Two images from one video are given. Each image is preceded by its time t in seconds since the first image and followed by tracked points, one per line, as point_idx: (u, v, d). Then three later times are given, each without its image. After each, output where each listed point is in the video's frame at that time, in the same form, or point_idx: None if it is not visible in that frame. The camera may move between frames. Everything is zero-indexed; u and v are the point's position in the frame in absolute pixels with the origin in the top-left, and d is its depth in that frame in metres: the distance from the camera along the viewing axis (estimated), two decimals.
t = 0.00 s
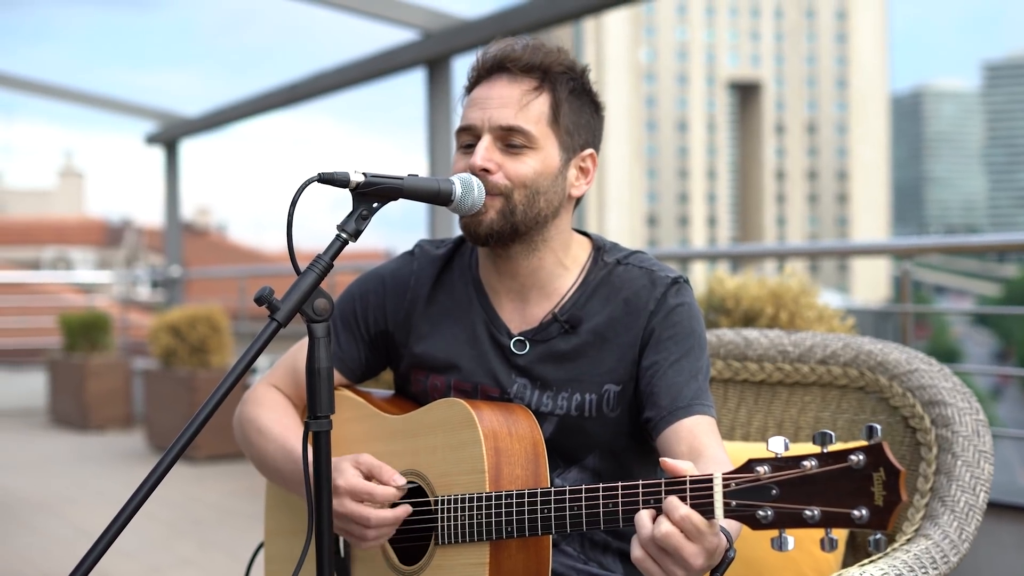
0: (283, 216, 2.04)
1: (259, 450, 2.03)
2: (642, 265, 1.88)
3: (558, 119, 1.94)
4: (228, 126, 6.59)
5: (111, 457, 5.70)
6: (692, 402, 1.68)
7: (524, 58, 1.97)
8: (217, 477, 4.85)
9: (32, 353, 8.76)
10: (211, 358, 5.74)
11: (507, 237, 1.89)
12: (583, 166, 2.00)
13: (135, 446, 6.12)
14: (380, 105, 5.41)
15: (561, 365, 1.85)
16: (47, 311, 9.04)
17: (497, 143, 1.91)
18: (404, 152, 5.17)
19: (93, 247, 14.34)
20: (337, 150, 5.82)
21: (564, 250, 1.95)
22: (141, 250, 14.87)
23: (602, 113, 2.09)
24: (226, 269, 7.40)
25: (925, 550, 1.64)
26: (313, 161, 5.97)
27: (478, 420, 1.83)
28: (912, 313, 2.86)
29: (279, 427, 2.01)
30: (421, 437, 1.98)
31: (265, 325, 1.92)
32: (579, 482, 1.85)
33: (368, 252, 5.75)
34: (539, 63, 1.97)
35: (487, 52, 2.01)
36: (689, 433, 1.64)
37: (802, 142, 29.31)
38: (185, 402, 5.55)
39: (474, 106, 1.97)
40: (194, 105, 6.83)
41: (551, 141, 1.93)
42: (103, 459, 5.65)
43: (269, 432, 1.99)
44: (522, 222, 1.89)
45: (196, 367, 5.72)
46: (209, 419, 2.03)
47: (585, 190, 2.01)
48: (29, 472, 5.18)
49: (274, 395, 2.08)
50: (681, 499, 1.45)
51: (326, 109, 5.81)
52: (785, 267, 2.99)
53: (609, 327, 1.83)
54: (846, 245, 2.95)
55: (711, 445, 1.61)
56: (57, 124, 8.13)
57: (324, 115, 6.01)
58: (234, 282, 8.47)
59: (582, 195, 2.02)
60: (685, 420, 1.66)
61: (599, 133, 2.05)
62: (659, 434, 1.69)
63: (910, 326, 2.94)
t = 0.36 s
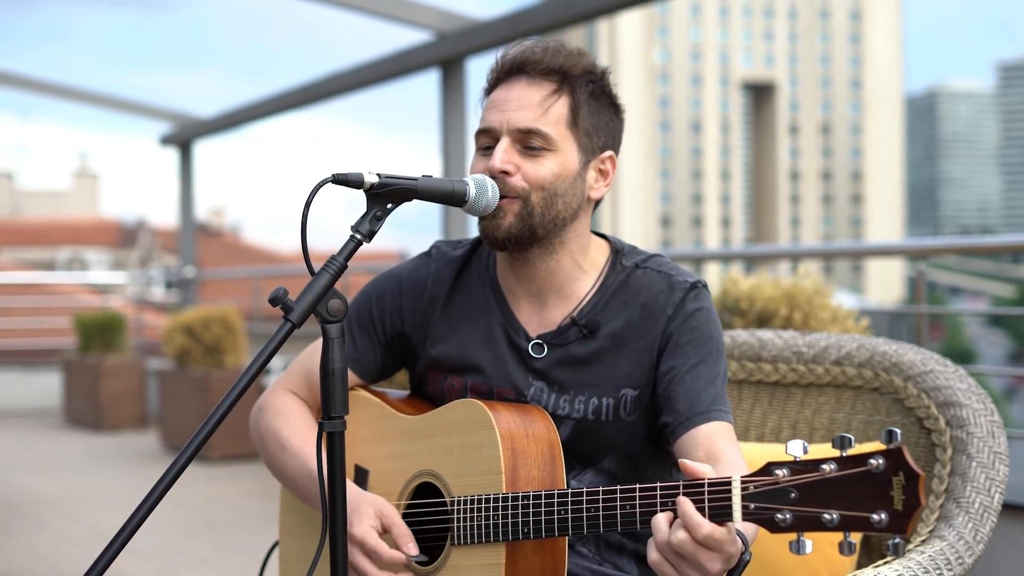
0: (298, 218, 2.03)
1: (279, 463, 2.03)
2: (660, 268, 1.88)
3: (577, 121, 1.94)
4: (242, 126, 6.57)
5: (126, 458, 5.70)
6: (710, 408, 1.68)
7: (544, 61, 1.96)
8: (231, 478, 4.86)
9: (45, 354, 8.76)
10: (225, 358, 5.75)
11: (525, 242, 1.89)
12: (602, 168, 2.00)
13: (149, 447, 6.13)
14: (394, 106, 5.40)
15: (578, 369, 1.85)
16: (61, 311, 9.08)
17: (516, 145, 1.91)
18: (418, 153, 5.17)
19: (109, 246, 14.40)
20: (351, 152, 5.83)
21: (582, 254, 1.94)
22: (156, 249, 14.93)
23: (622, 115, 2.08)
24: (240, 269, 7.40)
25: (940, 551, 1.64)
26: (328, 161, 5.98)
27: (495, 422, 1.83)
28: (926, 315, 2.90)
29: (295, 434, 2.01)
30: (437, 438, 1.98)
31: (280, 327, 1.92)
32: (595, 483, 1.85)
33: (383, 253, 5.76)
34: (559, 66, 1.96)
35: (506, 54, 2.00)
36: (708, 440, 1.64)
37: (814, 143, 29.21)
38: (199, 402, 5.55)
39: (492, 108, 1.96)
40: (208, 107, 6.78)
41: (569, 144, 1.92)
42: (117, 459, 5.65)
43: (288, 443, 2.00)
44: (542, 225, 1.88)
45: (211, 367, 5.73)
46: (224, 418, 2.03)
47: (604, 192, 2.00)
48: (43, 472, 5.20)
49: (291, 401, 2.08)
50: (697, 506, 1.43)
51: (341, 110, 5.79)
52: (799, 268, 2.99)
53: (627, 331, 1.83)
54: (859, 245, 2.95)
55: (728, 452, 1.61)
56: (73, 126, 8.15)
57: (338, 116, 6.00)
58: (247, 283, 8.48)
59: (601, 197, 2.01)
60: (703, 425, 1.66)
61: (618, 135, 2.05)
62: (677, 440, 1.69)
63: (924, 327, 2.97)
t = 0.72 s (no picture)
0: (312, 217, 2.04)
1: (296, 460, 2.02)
2: (678, 268, 1.87)
3: (596, 121, 1.93)
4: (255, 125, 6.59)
5: (140, 456, 5.71)
6: (726, 409, 1.68)
7: (567, 60, 1.95)
8: (244, 476, 4.87)
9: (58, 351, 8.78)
10: (238, 356, 5.76)
11: (540, 240, 1.90)
12: (621, 168, 1.99)
13: (163, 445, 6.13)
14: (406, 104, 5.41)
15: (595, 368, 1.85)
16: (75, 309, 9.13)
17: (533, 145, 1.91)
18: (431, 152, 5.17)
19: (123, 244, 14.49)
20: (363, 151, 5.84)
21: (600, 253, 1.95)
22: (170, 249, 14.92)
23: (643, 115, 2.07)
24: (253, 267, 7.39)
25: (954, 549, 1.63)
26: (341, 160, 5.99)
27: (511, 421, 1.83)
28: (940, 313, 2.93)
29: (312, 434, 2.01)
30: (452, 435, 1.98)
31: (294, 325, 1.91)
32: (609, 482, 1.85)
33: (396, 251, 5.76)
34: (580, 66, 1.96)
35: (527, 52, 2.00)
36: (722, 440, 1.64)
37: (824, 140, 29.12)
38: (212, 400, 5.56)
39: (511, 106, 1.97)
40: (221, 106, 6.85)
41: (587, 143, 1.92)
42: (130, 457, 5.66)
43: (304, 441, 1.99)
44: (557, 223, 1.88)
45: (224, 365, 5.73)
46: (236, 418, 2.04)
47: (623, 192, 2.00)
48: (55, 470, 5.22)
49: (307, 398, 2.08)
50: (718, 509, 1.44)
51: (354, 108, 5.81)
52: (812, 266, 2.99)
53: (644, 330, 1.83)
54: (872, 244, 2.93)
55: (743, 453, 1.61)
56: (88, 124, 8.17)
57: (351, 115, 6.01)
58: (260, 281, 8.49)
59: (619, 197, 2.01)
60: (719, 425, 1.66)
61: (638, 135, 2.04)
62: (693, 440, 1.69)
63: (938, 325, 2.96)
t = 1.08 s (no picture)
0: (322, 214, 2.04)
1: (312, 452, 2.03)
2: (701, 269, 1.87)
3: (609, 120, 1.91)
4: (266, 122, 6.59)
5: (151, 452, 5.72)
6: (745, 413, 1.68)
7: (584, 57, 1.93)
8: (256, 472, 4.87)
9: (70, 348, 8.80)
10: (250, 352, 5.76)
11: (553, 238, 1.90)
12: (639, 168, 1.95)
13: (174, 441, 6.14)
14: (416, 101, 5.40)
15: (613, 364, 1.85)
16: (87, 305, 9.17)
17: (544, 141, 1.90)
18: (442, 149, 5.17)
19: (135, 240, 14.55)
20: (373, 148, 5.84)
21: (620, 250, 1.94)
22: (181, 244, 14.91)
23: (667, 115, 2.04)
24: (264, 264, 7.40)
25: (966, 545, 1.63)
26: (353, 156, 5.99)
27: (528, 418, 1.83)
28: (951, 309, 3.13)
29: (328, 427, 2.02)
30: (469, 430, 1.98)
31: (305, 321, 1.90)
32: (625, 481, 1.84)
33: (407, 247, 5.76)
34: (597, 63, 1.94)
35: (548, 48, 1.99)
36: (741, 445, 1.65)
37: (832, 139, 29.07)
38: (224, 396, 5.56)
39: (528, 103, 1.96)
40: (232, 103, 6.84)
41: (599, 143, 1.90)
42: (142, 453, 5.68)
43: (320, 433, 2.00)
44: (566, 224, 1.88)
45: (235, 362, 5.74)
46: (250, 411, 2.03)
47: (639, 193, 1.95)
48: (67, 465, 5.23)
49: (323, 387, 2.09)
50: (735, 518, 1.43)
51: (364, 105, 5.81)
52: (824, 263, 3.01)
53: (664, 329, 1.82)
54: (884, 241, 2.95)
55: (761, 458, 1.61)
56: (100, 120, 8.20)
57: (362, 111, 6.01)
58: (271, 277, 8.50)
59: (636, 198, 1.97)
60: (739, 430, 1.67)
61: (659, 135, 2.01)
62: (710, 444, 1.70)
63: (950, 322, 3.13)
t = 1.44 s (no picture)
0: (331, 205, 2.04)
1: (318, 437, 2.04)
2: (714, 265, 1.86)
3: (626, 113, 1.91)
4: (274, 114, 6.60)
5: (158, 444, 5.73)
6: (757, 411, 1.67)
7: (599, 50, 1.93)
8: (264, 464, 4.88)
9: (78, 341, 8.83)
10: (258, 345, 5.77)
11: (567, 232, 1.89)
12: (654, 161, 1.95)
13: (182, 433, 6.15)
14: (424, 94, 5.40)
15: (626, 360, 1.85)
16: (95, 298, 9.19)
17: (560, 134, 1.90)
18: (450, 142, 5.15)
19: (143, 233, 14.59)
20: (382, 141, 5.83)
21: (634, 245, 1.93)
22: (190, 237, 15.00)
23: (683, 107, 2.03)
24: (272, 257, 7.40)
25: (975, 538, 1.63)
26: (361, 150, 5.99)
27: (539, 412, 1.83)
28: (960, 302, 3.09)
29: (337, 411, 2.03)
30: (480, 423, 1.98)
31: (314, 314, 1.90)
32: (635, 475, 1.85)
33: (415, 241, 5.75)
34: (613, 56, 1.93)
35: (564, 41, 1.99)
36: (753, 442, 1.64)
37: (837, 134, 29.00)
38: (232, 388, 5.57)
39: (542, 95, 1.96)
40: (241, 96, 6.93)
41: (615, 135, 1.90)
42: (149, 445, 5.68)
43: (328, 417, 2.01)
44: (583, 216, 1.88)
45: (244, 354, 5.74)
46: (260, 402, 2.03)
47: (655, 185, 1.95)
48: (76, 457, 5.25)
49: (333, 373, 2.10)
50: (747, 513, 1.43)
51: (372, 97, 5.81)
52: (832, 256, 3.01)
53: (677, 325, 1.82)
54: (892, 233, 2.95)
55: (773, 456, 1.61)
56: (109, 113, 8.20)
57: (370, 104, 6.00)
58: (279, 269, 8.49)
59: (651, 190, 1.96)
60: (749, 427, 1.66)
61: (675, 128, 2.01)
62: (721, 441, 1.69)
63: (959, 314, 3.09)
